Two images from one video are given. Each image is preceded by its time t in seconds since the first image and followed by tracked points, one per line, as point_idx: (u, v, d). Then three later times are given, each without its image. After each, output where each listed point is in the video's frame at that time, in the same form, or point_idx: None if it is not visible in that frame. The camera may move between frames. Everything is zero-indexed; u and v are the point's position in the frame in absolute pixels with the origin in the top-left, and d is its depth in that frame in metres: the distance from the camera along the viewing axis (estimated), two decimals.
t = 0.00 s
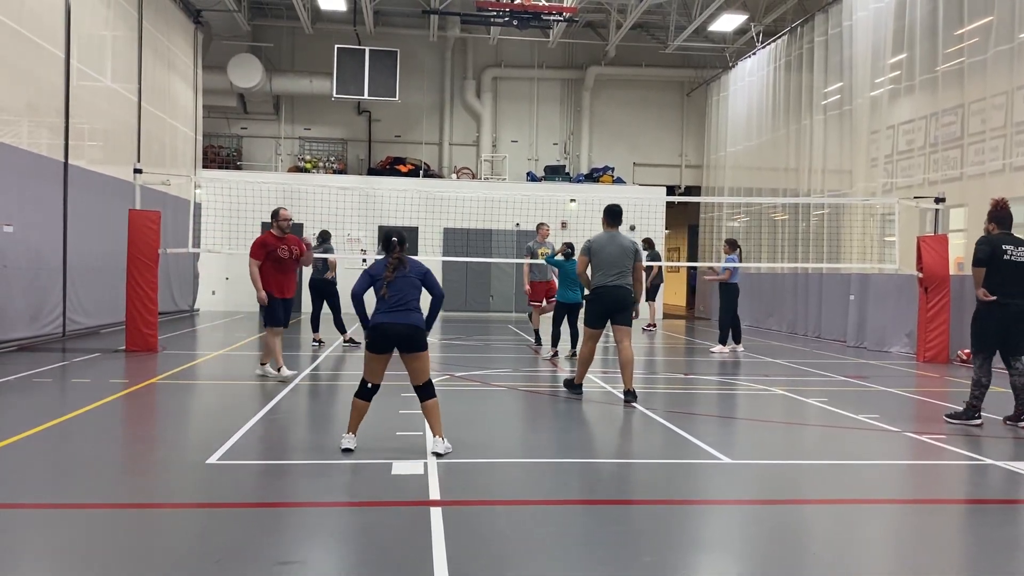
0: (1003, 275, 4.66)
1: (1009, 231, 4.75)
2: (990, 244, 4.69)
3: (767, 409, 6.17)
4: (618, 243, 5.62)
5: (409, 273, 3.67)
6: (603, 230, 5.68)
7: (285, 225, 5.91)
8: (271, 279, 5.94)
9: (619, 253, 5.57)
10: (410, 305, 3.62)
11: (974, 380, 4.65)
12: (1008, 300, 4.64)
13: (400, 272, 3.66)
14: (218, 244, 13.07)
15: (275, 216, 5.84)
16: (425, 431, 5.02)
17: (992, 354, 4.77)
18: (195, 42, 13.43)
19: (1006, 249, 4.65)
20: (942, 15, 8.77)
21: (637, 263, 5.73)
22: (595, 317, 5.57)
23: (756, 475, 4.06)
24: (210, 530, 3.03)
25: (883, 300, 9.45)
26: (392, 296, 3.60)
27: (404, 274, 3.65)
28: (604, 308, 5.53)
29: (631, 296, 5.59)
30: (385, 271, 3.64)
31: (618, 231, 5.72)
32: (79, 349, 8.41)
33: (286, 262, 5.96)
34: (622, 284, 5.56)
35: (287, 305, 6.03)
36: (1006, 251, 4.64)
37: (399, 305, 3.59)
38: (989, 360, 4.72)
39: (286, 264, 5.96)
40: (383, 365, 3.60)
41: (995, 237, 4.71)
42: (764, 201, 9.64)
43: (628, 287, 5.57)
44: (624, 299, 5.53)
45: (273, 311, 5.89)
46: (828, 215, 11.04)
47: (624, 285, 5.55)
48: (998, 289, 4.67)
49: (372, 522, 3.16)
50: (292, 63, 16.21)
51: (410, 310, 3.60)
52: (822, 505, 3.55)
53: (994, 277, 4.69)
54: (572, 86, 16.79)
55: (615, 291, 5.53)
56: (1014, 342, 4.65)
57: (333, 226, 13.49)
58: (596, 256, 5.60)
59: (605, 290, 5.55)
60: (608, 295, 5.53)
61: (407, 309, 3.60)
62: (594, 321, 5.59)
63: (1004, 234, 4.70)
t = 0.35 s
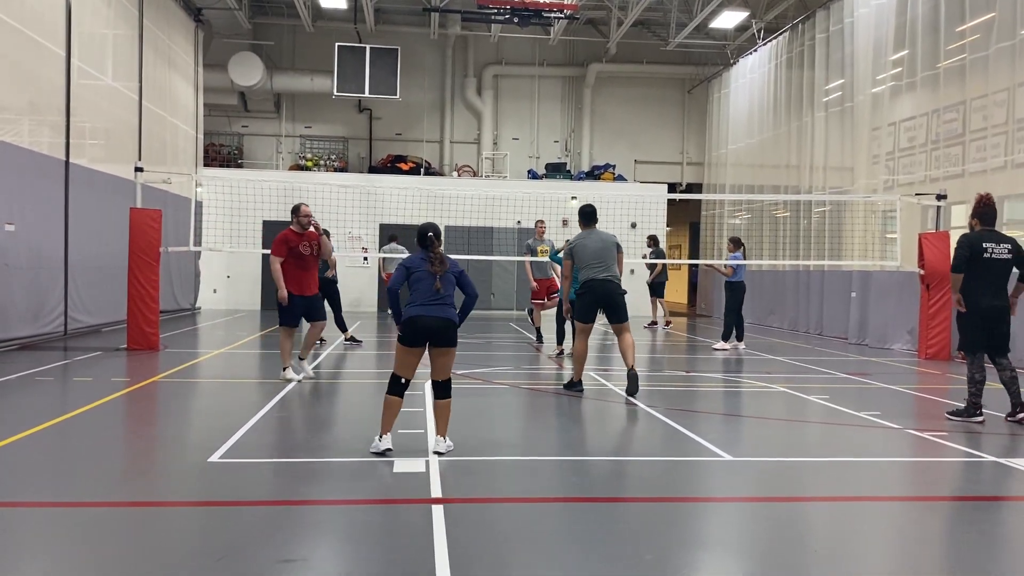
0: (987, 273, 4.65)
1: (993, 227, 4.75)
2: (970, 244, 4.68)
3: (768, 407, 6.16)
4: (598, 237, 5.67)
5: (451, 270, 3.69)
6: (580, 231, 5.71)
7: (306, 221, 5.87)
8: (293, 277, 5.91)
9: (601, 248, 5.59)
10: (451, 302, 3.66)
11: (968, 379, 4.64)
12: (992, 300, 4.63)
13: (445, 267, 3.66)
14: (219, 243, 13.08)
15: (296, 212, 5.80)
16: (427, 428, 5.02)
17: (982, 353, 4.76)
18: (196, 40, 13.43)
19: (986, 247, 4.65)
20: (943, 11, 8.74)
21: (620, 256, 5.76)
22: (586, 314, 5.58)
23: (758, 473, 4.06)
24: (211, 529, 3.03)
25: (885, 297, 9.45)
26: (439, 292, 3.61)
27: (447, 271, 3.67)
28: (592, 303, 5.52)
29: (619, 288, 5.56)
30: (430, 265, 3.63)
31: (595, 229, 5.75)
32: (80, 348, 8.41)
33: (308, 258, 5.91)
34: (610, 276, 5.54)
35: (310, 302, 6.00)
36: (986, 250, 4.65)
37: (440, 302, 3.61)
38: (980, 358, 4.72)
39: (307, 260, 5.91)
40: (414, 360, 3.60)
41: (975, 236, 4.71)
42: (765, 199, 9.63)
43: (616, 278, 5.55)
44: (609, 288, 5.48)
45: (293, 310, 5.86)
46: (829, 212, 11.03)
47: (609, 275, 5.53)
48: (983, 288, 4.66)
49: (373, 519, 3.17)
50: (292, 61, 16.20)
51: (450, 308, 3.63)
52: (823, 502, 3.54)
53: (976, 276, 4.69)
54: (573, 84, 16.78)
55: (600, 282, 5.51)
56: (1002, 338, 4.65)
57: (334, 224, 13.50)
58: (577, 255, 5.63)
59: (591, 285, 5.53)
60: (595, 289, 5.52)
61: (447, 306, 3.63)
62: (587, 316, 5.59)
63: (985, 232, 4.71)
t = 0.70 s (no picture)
0: (979, 268, 4.64)
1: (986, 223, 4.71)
2: (958, 244, 4.69)
3: (770, 402, 6.15)
4: (604, 233, 5.66)
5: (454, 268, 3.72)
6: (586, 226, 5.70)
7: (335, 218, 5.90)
8: (322, 274, 5.89)
9: (605, 243, 5.59)
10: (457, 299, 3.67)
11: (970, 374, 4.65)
12: (986, 295, 4.62)
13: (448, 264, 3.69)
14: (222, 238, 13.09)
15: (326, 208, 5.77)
16: (429, 424, 5.03)
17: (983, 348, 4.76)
18: (198, 37, 13.41)
19: (975, 244, 4.64)
20: (946, 6, 8.70)
21: (625, 252, 5.77)
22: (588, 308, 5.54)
23: (760, 467, 4.06)
24: (214, 525, 3.03)
25: (887, 292, 9.45)
26: (446, 288, 3.62)
27: (451, 268, 3.69)
28: (596, 297, 5.51)
29: (623, 284, 5.59)
30: (434, 263, 3.65)
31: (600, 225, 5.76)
32: (83, 344, 8.43)
33: (337, 254, 5.92)
34: (614, 272, 5.56)
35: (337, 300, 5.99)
36: (974, 246, 4.64)
37: (447, 299, 3.61)
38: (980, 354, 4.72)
39: (337, 256, 5.92)
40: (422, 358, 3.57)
41: (965, 233, 4.70)
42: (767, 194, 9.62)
43: (619, 274, 5.58)
44: (612, 283, 5.52)
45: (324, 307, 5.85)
46: (832, 207, 11.03)
47: (615, 270, 5.56)
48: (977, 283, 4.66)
49: (377, 515, 3.18)
50: (294, 57, 16.18)
51: (456, 306, 3.64)
52: (826, 497, 3.55)
53: (968, 273, 4.69)
54: (575, 79, 16.77)
55: (606, 277, 5.52)
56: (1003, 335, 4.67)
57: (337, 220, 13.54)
58: (583, 250, 5.61)
59: (596, 279, 5.53)
60: (600, 284, 5.51)
61: (453, 304, 3.63)
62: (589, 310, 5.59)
63: (977, 229, 4.68)
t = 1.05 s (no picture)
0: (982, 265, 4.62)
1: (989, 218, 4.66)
2: (960, 244, 4.71)
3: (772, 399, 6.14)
4: (626, 231, 5.66)
5: (434, 270, 3.71)
6: (610, 220, 5.69)
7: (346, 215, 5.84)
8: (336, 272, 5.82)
9: (626, 242, 5.59)
10: (441, 300, 3.67)
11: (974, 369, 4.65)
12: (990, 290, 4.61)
13: (427, 268, 3.69)
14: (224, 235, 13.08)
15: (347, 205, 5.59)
16: (432, 420, 5.03)
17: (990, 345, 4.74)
18: (199, 33, 13.40)
19: (976, 241, 4.64)
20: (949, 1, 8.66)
21: (642, 254, 5.76)
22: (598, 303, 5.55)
23: (763, 463, 4.06)
24: (218, 521, 3.04)
25: (889, 288, 9.45)
26: (428, 291, 3.62)
27: (431, 271, 3.69)
28: (606, 291, 5.52)
29: (634, 282, 5.57)
30: (414, 267, 3.65)
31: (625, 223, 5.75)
32: (86, 341, 8.44)
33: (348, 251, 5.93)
34: (625, 269, 5.55)
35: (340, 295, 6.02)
36: (977, 244, 4.63)
37: (432, 301, 3.61)
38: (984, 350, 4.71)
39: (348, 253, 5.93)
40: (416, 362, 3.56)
41: (968, 231, 4.69)
42: (770, 190, 9.62)
43: (633, 272, 5.57)
44: (624, 280, 5.52)
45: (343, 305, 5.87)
46: (833, 203, 11.02)
47: (629, 268, 5.56)
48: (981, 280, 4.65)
49: (381, 511, 3.19)
50: (295, 53, 16.17)
51: (442, 306, 3.63)
52: (828, 493, 3.55)
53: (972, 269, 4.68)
54: (576, 75, 16.74)
55: (618, 273, 5.53)
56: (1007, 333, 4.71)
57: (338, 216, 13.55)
58: (603, 244, 5.62)
59: (609, 274, 5.53)
60: (612, 281, 5.52)
61: (438, 305, 3.63)
62: (597, 305, 5.59)
63: (978, 226, 4.67)
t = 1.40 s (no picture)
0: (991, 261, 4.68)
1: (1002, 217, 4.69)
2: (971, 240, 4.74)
3: (773, 395, 6.14)
4: (624, 229, 5.69)
5: (429, 260, 3.71)
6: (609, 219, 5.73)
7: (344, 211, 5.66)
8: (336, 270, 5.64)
9: (625, 238, 5.61)
10: (436, 288, 3.64)
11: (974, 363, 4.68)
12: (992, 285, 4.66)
13: (422, 258, 3.70)
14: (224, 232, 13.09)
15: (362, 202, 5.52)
16: (434, 416, 5.03)
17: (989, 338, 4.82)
18: (200, 29, 13.40)
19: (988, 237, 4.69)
20: None
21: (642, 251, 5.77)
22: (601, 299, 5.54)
23: (764, 459, 4.06)
24: (219, 517, 3.05)
25: (891, 284, 9.44)
26: (420, 280, 3.61)
27: (425, 261, 3.69)
28: (607, 287, 5.51)
29: (635, 276, 5.57)
30: (407, 258, 3.66)
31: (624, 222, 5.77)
32: (88, 337, 8.46)
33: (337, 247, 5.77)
34: (625, 264, 5.56)
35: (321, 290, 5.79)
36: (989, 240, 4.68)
37: (425, 289, 3.60)
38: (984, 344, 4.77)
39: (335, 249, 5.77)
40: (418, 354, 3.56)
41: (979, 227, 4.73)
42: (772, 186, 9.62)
43: (633, 267, 5.58)
44: (626, 274, 5.52)
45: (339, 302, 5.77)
46: (835, 199, 11.02)
47: (628, 264, 5.56)
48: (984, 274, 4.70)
49: (382, 506, 3.19)
50: (296, 49, 16.15)
51: (436, 293, 3.62)
52: (830, 489, 3.56)
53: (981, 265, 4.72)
54: (578, 72, 16.72)
55: (618, 268, 5.53)
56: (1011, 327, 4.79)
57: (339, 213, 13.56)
58: (602, 243, 5.64)
59: (609, 271, 5.53)
60: (613, 276, 5.51)
61: (432, 292, 3.61)
62: (600, 302, 5.57)
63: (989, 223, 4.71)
